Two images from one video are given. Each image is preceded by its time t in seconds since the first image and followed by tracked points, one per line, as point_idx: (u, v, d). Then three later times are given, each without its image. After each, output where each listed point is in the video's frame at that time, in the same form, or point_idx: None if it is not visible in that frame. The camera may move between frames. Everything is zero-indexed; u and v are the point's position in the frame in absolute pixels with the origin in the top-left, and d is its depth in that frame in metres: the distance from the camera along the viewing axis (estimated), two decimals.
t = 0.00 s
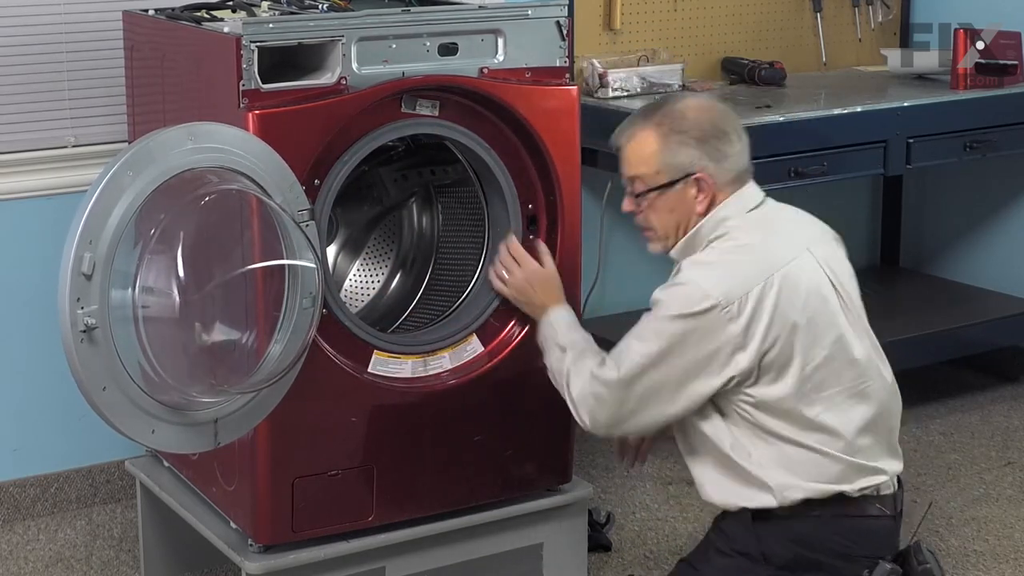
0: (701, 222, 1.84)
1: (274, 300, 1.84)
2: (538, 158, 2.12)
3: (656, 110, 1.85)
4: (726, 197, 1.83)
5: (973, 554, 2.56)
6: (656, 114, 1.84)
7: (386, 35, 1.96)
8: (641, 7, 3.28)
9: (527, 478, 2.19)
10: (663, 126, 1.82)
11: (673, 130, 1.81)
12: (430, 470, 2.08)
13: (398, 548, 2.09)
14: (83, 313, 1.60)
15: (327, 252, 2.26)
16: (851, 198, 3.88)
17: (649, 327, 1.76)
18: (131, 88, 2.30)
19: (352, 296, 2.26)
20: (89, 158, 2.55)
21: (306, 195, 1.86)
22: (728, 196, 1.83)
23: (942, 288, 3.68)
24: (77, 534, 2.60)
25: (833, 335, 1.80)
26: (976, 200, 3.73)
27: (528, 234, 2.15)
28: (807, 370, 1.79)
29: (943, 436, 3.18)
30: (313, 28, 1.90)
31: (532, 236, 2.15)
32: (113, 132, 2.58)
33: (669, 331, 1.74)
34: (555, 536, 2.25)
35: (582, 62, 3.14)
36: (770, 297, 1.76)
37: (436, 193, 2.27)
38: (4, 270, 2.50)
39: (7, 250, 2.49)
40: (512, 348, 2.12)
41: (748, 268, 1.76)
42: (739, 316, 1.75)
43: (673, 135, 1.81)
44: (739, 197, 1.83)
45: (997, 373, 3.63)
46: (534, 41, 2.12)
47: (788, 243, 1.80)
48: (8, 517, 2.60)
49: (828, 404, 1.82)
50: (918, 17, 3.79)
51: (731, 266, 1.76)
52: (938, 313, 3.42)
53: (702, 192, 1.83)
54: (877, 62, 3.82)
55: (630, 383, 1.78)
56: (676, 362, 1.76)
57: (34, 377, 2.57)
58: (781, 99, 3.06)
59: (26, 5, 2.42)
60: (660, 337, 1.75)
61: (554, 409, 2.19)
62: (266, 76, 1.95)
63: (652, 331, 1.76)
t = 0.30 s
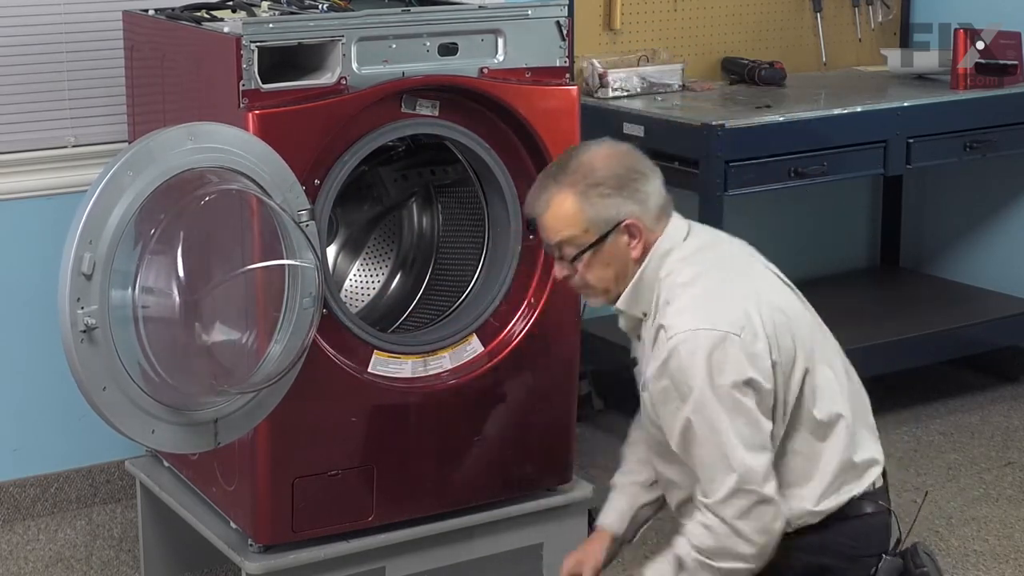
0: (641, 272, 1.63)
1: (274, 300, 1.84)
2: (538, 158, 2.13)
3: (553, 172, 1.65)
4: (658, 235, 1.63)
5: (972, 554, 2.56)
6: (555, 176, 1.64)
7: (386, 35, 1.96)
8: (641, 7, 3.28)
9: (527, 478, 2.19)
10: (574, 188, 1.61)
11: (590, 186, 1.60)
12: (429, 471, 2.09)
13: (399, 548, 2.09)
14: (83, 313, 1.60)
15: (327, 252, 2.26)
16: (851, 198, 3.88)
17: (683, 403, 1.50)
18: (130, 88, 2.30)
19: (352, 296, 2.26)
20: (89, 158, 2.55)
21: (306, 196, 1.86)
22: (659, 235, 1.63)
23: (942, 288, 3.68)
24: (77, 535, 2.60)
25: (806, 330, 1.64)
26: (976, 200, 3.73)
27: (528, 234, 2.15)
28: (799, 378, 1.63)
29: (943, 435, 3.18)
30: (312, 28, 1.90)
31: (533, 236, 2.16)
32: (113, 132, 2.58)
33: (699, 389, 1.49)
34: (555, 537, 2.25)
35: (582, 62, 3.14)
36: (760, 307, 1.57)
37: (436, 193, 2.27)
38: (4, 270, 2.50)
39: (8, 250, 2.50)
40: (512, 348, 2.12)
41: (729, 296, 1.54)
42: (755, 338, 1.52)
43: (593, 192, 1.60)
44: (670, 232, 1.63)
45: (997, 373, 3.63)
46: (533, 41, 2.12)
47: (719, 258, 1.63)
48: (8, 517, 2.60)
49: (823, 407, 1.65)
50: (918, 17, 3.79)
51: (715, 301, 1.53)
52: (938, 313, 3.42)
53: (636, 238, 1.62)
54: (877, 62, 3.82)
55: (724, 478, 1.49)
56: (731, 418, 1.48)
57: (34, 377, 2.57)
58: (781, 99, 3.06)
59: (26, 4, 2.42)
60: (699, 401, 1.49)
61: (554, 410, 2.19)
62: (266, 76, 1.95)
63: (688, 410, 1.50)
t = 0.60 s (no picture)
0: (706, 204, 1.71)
1: (274, 299, 1.83)
2: (538, 157, 2.12)
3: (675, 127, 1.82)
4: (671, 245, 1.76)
5: (973, 554, 2.56)
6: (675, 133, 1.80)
7: (386, 35, 1.96)
8: (640, 7, 3.28)
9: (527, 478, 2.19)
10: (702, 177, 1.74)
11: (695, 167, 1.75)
12: (429, 471, 2.09)
13: (398, 548, 2.09)
14: (83, 313, 1.60)
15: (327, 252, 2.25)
16: (851, 198, 3.88)
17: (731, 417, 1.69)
18: (130, 88, 2.30)
19: (352, 296, 2.26)
20: (89, 158, 2.55)
21: (306, 195, 1.85)
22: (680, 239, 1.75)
23: (942, 288, 3.68)
24: (77, 534, 2.60)
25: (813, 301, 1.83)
26: (976, 199, 3.73)
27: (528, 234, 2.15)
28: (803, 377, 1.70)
29: (943, 435, 3.18)
30: (312, 28, 1.90)
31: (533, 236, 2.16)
32: (112, 132, 2.58)
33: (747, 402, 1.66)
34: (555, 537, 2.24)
35: (583, 62, 3.14)
36: (770, 297, 1.74)
37: (436, 193, 2.27)
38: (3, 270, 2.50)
39: (8, 250, 2.50)
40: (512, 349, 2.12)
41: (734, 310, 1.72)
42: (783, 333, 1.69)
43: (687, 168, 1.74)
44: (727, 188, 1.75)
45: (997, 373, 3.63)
46: (533, 41, 2.12)
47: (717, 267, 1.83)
48: (8, 518, 2.60)
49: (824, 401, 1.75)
50: (918, 17, 3.79)
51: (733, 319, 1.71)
52: (938, 313, 3.41)
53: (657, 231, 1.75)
54: (877, 62, 3.82)
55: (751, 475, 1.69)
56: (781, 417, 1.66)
57: (34, 377, 2.57)
58: (781, 99, 3.06)
59: (25, 4, 2.42)
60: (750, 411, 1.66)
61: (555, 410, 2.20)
62: (266, 76, 1.95)
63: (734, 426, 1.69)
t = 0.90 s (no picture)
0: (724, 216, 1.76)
1: (274, 299, 1.84)
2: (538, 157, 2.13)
3: (669, 116, 1.74)
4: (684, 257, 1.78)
5: (972, 554, 2.56)
6: (678, 127, 1.72)
7: (386, 35, 1.96)
8: (640, 7, 3.29)
9: (527, 478, 2.19)
10: (720, 185, 1.74)
11: (711, 174, 1.73)
12: (430, 471, 2.09)
13: (398, 548, 2.09)
14: (83, 313, 1.60)
15: (327, 252, 2.25)
16: (851, 198, 3.88)
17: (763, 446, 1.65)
18: (130, 88, 2.30)
19: (352, 296, 2.26)
20: (89, 158, 2.55)
21: (306, 196, 1.86)
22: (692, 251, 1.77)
23: (942, 288, 3.68)
24: (77, 534, 2.60)
25: (854, 286, 1.69)
26: (976, 199, 3.73)
27: (528, 235, 2.15)
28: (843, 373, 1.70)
29: (943, 435, 3.18)
30: (312, 28, 1.90)
31: (533, 237, 2.16)
32: (112, 132, 2.58)
33: (781, 430, 1.62)
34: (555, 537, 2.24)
35: (583, 62, 3.14)
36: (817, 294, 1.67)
37: (436, 193, 2.27)
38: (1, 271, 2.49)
39: (7, 250, 2.50)
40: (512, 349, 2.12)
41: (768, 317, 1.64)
42: (817, 349, 1.61)
43: (706, 178, 1.73)
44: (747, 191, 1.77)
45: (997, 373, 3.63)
46: (533, 41, 2.12)
47: (745, 264, 1.72)
48: (8, 517, 2.60)
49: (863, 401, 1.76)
50: (918, 17, 3.79)
51: (766, 337, 1.63)
52: (938, 313, 3.41)
53: (671, 241, 1.76)
54: (877, 62, 3.82)
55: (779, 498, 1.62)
56: (819, 447, 1.60)
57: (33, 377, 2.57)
58: (781, 99, 3.06)
59: (25, 4, 2.42)
60: (784, 440, 1.61)
61: (555, 411, 2.20)
62: (266, 76, 1.95)
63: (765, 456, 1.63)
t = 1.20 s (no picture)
0: (757, 232, 1.77)
1: (273, 299, 1.84)
2: (537, 157, 2.12)
3: (705, 131, 1.72)
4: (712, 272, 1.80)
5: (973, 554, 2.56)
6: (717, 143, 1.71)
7: (385, 35, 1.96)
8: (641, 7, 3.29)
9: (527, 478, 2.19)
10: (753, 202, 1.75)
11: (745, 191, 1.74)
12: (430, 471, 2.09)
13: (398, 548, 2.09)
14: (83, 313, 1.59)
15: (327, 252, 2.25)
16: (852, 198, 3.88)
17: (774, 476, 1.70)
18: (130, 88, 2.29)
19: (352, 296, 2.26)
20: (89, 158, 2.55)
21: (306, 195, 1.86)
22: (720, 266, 1.80)
23: (942, 288, 3.68)
24: (77, 534, 2.60)
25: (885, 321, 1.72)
26: (976, 200, 3.73)
27: (528, 235, 2.15)
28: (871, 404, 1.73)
29: (943, 435, 3.18)
30: (313, 28, 1.90)
31: (533, 237, 2.16)
32: (113, 132, 2.58)
33: (795, 464, 1.67)
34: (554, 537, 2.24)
35: (583, 62, 3.14)
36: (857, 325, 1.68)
37: (436, 193, 2.27)
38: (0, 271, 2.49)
39: (7, 250, 2.49)
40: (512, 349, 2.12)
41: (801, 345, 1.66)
42: (843, 387, 1.65)
43: (740, 195, 1.73)
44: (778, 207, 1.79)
45: (997, 372, 3.63)
46: (533, 41, 2.12)
47: (779, 287, 1.73)
48: (7, 517, 2.60)
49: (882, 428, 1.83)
50: (918, 17, 3.79)
51: (797, 369, 1.66)
52: (939, 313, 3.41)
53: (700, 256, 1.78)
54: (877, 62, 3.82)
55: (785, 532, 1.68)
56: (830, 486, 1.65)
57: (33, 376, 2.57)
58: (781, 99, 3.06)
59: (25, 4, 2.42)
60: (798, 475, 1.66)
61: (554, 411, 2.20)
62: (266, 77, 1.95)
63: (777, 489, 1.68)
